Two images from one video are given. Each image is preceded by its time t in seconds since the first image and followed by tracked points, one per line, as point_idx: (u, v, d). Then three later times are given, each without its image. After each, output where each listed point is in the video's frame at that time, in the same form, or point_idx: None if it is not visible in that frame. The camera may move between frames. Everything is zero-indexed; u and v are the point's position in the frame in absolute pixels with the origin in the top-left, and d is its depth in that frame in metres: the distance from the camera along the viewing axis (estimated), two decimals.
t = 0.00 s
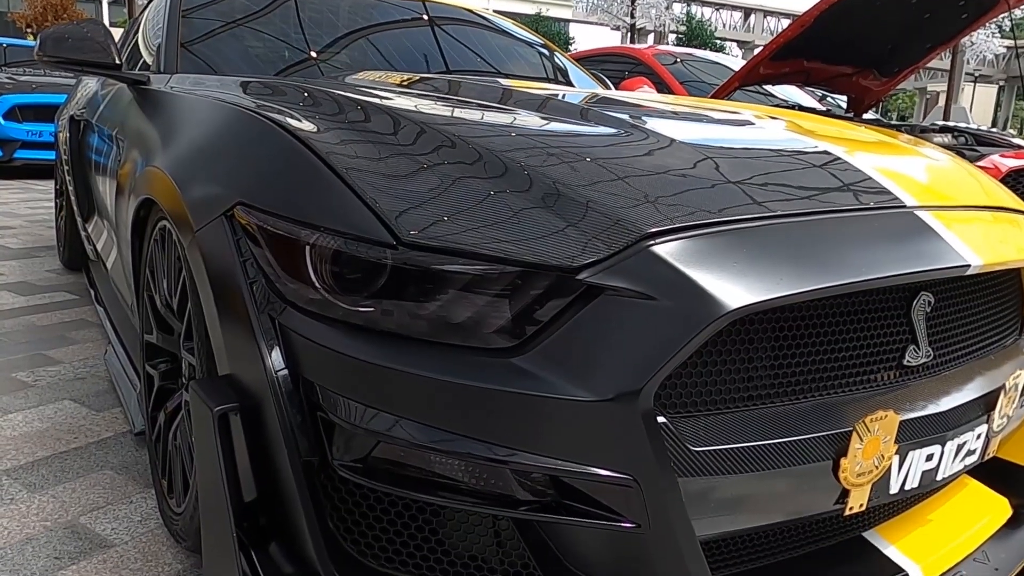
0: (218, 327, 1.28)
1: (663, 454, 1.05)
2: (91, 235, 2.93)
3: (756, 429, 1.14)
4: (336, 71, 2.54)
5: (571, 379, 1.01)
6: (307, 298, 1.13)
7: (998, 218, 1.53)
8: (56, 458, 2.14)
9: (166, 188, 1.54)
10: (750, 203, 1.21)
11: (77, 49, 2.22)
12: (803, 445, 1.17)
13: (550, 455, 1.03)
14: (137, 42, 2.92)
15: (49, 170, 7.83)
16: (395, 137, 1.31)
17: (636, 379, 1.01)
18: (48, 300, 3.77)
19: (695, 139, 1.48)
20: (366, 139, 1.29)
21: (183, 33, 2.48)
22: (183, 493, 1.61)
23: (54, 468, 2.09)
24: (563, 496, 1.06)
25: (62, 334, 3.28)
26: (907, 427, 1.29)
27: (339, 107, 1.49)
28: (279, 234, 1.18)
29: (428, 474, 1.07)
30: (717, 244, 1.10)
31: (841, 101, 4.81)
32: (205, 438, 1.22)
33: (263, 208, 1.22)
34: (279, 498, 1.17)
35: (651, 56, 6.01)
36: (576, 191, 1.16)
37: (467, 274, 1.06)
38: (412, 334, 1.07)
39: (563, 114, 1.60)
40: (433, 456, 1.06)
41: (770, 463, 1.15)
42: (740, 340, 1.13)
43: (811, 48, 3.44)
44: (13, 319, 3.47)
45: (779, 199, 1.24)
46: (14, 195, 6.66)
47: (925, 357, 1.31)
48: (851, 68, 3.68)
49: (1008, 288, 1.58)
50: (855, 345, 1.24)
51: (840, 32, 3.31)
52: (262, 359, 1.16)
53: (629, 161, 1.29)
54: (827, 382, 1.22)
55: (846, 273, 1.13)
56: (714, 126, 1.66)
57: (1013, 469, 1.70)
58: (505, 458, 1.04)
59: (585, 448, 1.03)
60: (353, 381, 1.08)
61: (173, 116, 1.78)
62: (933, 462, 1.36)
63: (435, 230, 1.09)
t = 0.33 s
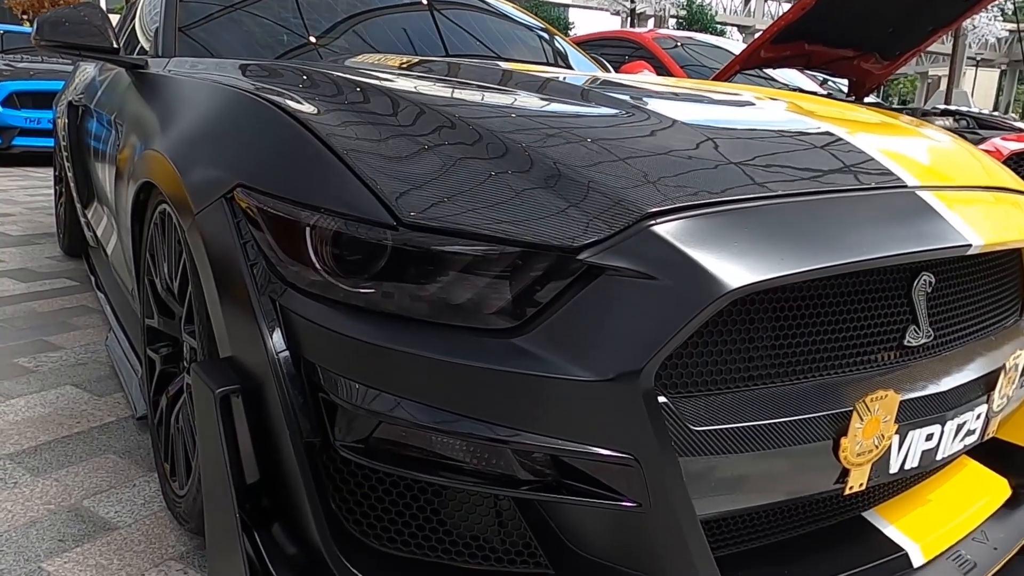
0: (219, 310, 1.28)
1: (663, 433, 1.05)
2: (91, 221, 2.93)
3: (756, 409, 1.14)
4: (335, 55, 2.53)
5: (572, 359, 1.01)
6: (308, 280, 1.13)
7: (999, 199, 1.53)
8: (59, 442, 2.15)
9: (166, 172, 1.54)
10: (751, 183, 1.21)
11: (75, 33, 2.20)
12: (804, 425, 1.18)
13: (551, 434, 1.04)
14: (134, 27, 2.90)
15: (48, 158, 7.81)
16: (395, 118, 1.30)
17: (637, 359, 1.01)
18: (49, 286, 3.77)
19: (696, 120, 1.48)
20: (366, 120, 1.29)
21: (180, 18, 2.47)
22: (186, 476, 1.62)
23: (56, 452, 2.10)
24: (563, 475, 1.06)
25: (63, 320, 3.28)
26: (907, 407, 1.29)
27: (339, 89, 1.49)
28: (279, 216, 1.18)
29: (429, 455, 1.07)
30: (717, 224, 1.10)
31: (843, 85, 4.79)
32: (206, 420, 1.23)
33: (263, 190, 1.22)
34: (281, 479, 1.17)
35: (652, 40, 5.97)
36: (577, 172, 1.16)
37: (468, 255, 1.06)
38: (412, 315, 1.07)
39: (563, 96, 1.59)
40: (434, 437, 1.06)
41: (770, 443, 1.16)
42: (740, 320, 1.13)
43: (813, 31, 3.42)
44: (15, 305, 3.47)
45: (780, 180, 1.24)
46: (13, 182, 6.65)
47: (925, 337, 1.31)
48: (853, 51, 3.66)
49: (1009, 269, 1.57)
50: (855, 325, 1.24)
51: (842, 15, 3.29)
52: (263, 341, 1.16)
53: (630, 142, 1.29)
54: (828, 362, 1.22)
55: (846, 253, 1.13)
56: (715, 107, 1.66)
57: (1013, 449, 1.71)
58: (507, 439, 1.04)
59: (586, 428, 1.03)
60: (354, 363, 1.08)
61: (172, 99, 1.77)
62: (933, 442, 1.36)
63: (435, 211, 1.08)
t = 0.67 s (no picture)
0: (218, 292, 1.28)
1: (663, 413, 1.06)
2: (90, 207, 2.92)
3: (755, 389, 1.15)
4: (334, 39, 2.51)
5: (571, 339, 1.02)
6: (307, 262, 1.13)
7: (1000, 178, 1.53)
8: (61, 427, 2.16)
9: (164, 156, 1.53)
10: (751, 164, 1.20)
11: (70, 18, 2.18)
12: (802, 404, 1.18)
13: (551, 414, 1.04)
14: (131, 11, 2.88)
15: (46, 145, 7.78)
16: (394, 99, 1.30)
17: (637, 339, 1.01)
18: (50, 273, 3.77)
19: (696, 101, 1.47)
20: (366, 102, 1.28)
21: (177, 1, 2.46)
22: (187, 459, 1.63)
23: (59, 436, 2.10)
24: (563, 455, 1.07)
25: (64, 307, 3.29)
26: (906, 386, 1.29)
27: (338, 70, 1.48)
28: (278, 198, 1.18)
29: (429, 434, 1.08)
30: (717, 204, 1.10)
31: (843, 69, 4.77)
32: (207, 402, 1.23)
33: (262, 172, 1.22)
34: (283, 461, 1.18)
35: (651, 23, 5.94)
36: (577, 152, 1.16)
37: (467, 235, 1.06)
38: (412, 296, 1.08)
39: (563, 77, 1.59)
40: (435, 418, 1.06)
41: (769, 422, 1.16)
42: (740, 300, 1.14)
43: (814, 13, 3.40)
44: (15, 291, 3.47)
45: (781, 160, 1.24)
46: (11, 169, 6.63)
47: (925, 317, 1.32)
48: (853, 34, 3.64)
49: (1009, 249, 1.57)
50: (854, 305, 1.24)
51: None
52: (263, 323, 1.17)
53: (631, 123, 1.29)
54: (827, 342, 1.22)
55: (846, 232, 1.13)
56: (715, 88, 1.65)
57: (1011, 429, 1.72)
58: (507, 419, 1.05)
59: (586, 407, 1.03)
60: (355, 344, 1.08)
61: (169, 83, 1.77)
62: (931, 422, 1.37)
63: (434, 192, 1.08)
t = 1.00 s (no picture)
0: (219, 278, 1.28)
1: (663, 397, 1.06)
2: (90, 195, 2.92)
3: (755, 372, 1.15)
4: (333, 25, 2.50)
5: (571, 323, 1.02)
6: (308, 247, 1.14)
7: (1000, 162, 1.53)
8: (63, 414, 2.17)
9: (164, 142, 1.53)
10: (751, 147, 1.20)
11: (68, 4, 2.14)
12: (801, 388, 1.19)
13: (551, 398, 1.05)
14: None
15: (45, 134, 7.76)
16: (394, 84, 1.30)
17: (636, 322, 1.01)
18: (50, 262, 3.77)
19: (697, 85, 1.47)
20: (366, 87, 1.28)
21: None
22: (189, 445, 1.63)
23: (61, 423, 2.11)
24: (563, 439, 1.07)
25: (65, 295, 3.29)
26: (904, 369, 1.30)
27: (337, 55, 1.48)
28: (277, 183, 1.18)
29: (430, 419, 1.08)
30: (717, 187, 1.09)
31: (844, 54, 4.75)
32: (207, 387, 1.23)
33: (261, 158, 1.22)
34: (284, 445, 1.18)
35: (652, 9, 5.91)
36: (577, 137, 1.16)
37: (467, 220, 1.06)
38: (412, 281, 1.08)
39: (563, 61, 1.58)
40: (436, 402, 1.07)
41: (768, 405, 1.17)
42: (740, 284, 1.14)
43: None
44: (15, 279, 3.48)
45: (781, 144, 1.24)
46: (10, 158, 6.61)
47: (924, 301, 1.32)
48: (855, 18, 3.61)
49: (1009, 232, 1.57)
50: (854, 289, 1.24)
51: None
52: (264, 309, 1.17)
53: (631, 107, 1.28)
54: (826, 325, 1.22)
55: (846, 216, 1.13)
56: (716, 72, 1.64)
57: (1010, 413, 1.72)
58: (507, 403, 1.05)
59: (586, 391, 1.04)
60: (356, 329, 1.08)
61: (168, 69, 1.76)
62: (930, 404, 1.37)
63: (435, 177, 1.08)
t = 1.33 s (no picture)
0: (220, 264, 1.28)
1: (664, 381, 1.06)
2: (91, 183, 2.92)
3: (755, 357, 1.15)
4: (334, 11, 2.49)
5: (572, 308, 1.02)
6: (309, 233, 1.14)
7: (1003, 146, 1.53)
8: (66, 401, 2.18)
9: (164, 129, 1.53)
10: (753, 132, 1.20)
11: None
12: (802, 372, 1.19)
13: (553, 383, 1.05)
14: None
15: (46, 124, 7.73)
16: (395, 70, 1.29)
17: (637, 307, 1.01)
18: (52, 251, 3.77)
19: (699, 71, 1.46)
20: (367, 72, 1.28)
21: None
22: (192, 431, 1.64)
23: (64, 411, 2.12)
24: (565, 423, 1.08)
25: (67, 284, 3.30)
26: (905, 354, 1.30)
27: (337, 40, 1.47)
28: (278, 169, 1.18)
29: (432, 403, 1.09)
30: (718, 171, 1.09)
31: (847, 40, 4.71)
32: (209, 373, 1.23)
33: (262, 144, 1.21)
34: (286, 430, 1.19)
35: None
36: (578, 122, 1.15)
37: (468, 205, 1.06)
38: (414, 267, 1.08)
39: (565, 46, 1.57)
40: (437, 386, 1.07)
41: (769, 389, 1.17)
42: (741, 269, 1.14)
43: None
44: (18, 269, 3.48)
45: (783, 129, 1.23)
46: (11, 148, 6.60)
47: (925, 286, 1.32)
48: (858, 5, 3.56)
49: (1011, 217, 1.57)
50: (855, 274, 1.24)
51: None
52: (265, 294, 1.17)
53: (632, 92, 1.28)
54: (828, 310, 1.22)
55: (847, 200, 1.13)
56: (718, 57, 1.63)
57: (1010, 398, 1.73)
58: (508, 387, 1.05)
59: (587, 375, 1.04)
60: (357, 314, 1.08)
61: (168, 56, 1.75)
62: (931, 389, 1.37)
63: (436, 162, 1.08)
